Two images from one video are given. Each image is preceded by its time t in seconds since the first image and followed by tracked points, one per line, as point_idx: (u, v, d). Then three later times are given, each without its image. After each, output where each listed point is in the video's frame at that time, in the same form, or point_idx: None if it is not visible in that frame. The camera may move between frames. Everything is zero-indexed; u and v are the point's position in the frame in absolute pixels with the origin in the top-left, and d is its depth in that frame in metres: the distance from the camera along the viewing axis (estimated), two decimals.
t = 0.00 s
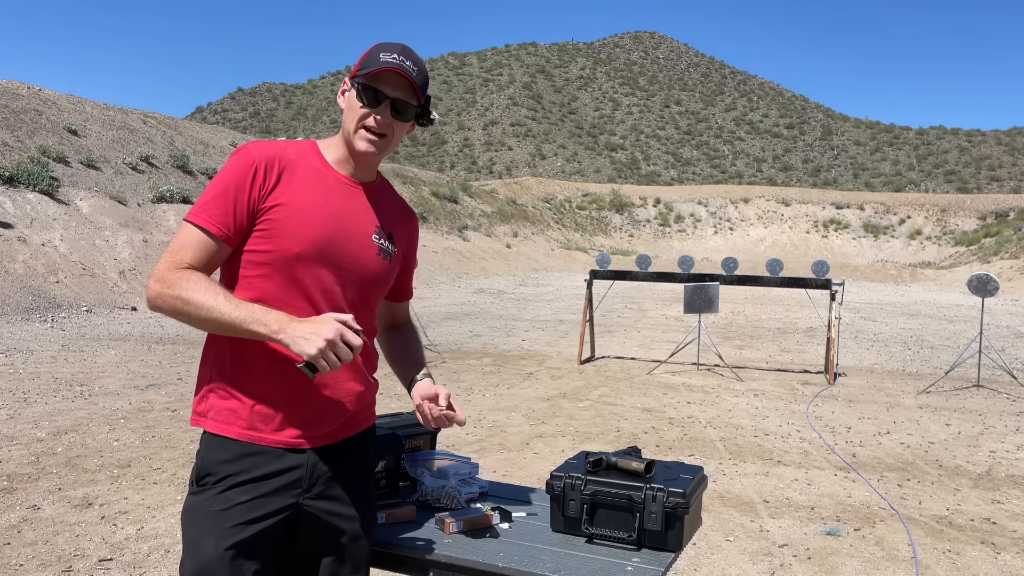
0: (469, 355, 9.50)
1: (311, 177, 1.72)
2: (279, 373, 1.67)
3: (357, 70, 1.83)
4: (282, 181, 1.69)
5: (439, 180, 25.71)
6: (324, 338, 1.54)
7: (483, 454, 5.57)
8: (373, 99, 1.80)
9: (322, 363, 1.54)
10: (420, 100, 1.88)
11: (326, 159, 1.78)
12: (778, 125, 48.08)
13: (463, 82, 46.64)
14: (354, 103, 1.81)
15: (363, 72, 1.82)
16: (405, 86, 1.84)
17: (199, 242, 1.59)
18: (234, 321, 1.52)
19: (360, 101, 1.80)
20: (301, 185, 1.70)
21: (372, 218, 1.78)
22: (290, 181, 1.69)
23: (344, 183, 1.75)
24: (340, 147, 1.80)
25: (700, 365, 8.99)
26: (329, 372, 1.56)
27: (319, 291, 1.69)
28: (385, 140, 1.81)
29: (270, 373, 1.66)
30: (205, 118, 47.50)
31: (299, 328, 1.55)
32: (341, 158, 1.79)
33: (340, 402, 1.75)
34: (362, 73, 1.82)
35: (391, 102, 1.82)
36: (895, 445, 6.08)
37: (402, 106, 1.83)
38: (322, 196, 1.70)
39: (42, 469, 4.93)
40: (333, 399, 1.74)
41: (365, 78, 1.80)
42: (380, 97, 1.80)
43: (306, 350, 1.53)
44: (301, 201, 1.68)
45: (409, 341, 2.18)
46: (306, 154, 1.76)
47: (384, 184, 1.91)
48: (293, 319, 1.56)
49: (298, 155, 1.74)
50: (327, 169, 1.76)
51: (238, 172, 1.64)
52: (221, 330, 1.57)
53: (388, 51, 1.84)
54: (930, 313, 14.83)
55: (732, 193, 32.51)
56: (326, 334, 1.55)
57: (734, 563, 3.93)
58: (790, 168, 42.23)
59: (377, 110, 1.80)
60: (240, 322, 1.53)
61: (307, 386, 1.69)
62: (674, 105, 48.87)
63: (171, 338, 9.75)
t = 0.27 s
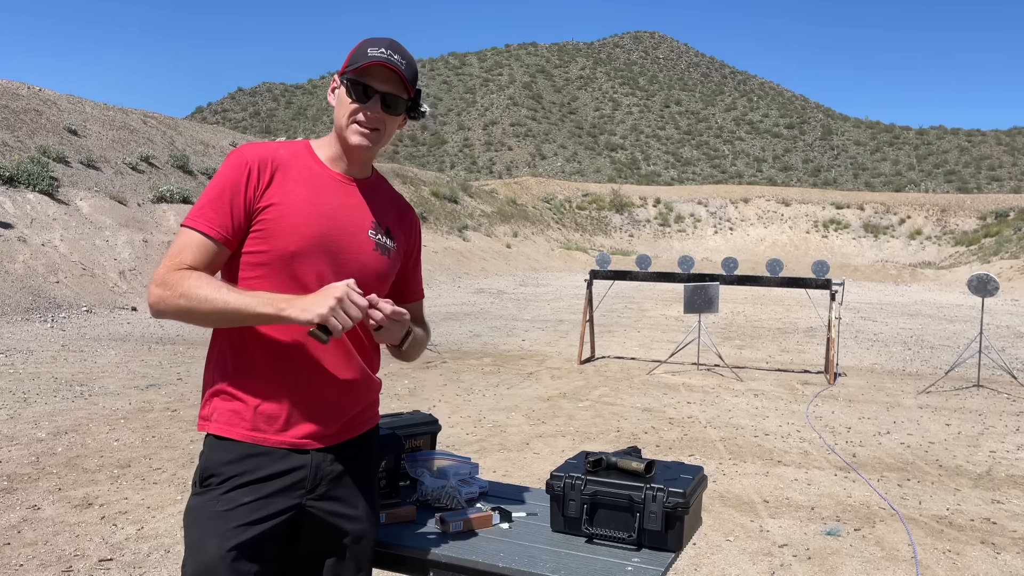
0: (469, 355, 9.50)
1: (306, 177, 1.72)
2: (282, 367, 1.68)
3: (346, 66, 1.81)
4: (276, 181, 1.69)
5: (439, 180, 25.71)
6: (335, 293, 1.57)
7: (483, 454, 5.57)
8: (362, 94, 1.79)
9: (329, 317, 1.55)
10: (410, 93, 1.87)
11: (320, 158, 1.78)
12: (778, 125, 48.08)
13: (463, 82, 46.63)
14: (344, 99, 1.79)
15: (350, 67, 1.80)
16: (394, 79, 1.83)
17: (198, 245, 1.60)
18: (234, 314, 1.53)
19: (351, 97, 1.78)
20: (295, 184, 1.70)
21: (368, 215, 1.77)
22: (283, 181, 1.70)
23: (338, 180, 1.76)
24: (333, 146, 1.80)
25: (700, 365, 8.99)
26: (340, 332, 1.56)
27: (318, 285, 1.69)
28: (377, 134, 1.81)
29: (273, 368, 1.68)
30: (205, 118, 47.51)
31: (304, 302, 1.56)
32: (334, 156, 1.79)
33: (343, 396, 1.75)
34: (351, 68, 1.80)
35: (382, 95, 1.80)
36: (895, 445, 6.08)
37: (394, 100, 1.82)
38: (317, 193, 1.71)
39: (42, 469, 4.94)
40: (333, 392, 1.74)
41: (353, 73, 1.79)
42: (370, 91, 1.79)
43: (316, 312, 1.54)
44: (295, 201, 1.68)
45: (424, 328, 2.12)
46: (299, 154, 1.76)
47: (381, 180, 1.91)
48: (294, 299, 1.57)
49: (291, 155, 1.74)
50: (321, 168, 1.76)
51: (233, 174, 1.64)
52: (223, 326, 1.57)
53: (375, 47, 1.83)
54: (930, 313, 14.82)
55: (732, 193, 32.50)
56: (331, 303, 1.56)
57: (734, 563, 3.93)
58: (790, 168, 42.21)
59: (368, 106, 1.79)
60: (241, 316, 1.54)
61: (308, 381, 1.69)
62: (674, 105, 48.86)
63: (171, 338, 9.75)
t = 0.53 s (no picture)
0: (469, 355, 9.50)
1: (301, 175, 1.72)
2: (279, 364, 1.69)
3: (341, 63, 1.80)
4: (271, 180, 1.69)
5: (439, 180, 25.72)
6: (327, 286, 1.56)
7: (483, 454, 5.57)
8: (358, 92, 1.78)
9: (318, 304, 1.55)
10: (406, 91, 1.86)
11: (316, 156, 1.78)
12: (778, 125, 48.08)
13: (463, 82, 46.63)
14: (340, 97, 1.79)
15: (345, 65, 1.79)
16: (389, 76, 1.82)
17: (195, 245, 1.60)
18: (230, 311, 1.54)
19: (346, 95, 1.78)
20: (291, 183, 1.70)
21: (366, 213, 1.77)
22: (279, 179, 1.70)
23: (333, 179, 1.75)
24: (328, 143, 1.80)
25: (700, 365, 9.00)
26: (332, 324, 1.56)
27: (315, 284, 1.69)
28: (372, 131, 1.80)
29: (271, 365, 1.69)
30: (205, 118, 47.53)
31: (298, 294, 1.57)
32: (329, 155, 1.79)
33: (343, 395, 1.75)
34: (345, 66, 1.79)
35: (377, 92, 1.80)
36: (895, 445, 6.09)
37: (389, 97, 1.81)
38: (311, 192, 1.70)
39: (42, 469, 4.94)
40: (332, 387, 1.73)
41: (348, 71, 1.78)
42: (365, 89, 1.78)
43: (309, 302, 1.54)
44: (291, 200, 1.68)
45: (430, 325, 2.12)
46: (295, 153, 1.76)
47: (380, 177, 1.91)
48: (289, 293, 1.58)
49: (287, 156, 1.74)
50: (317, 166, 1.76)
51: (228, 173, 1.65)
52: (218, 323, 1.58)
53: (369, 45, 1.82)
54: (930, 313, 14.83)
55: (732, 193, 32.51)
56: (323, 295, 1.56)
57: (734, 563, 3.93)
58: (790, 167, 42.22)
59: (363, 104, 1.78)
60: (238, 313, 1.55)
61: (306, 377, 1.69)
62: (674, 105, 48.87)
63: (171, 338, 9.75)
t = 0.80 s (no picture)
0: (469, 355, 9.49)
1: (301, 174, 1.72)
2: (280, 365, 1.68)
3: (354, 68, 1.77)
4: (271, 180, 1.69)
5: (439, 180, 25.70)
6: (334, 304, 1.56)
7: (483, 453, 5.57)
8: (376, 103, 1.77)
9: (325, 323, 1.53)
10: (417, 101, 1.87)
11: (314, 155, 1.78)
12: (778, 125, 48.07)
13: (463, 82, 46.63)
14: (351, 102, 1.77)
15: (363, 73, 1.77)
16: (403, 88, 1.82)
17: (193, 243, 1.59)
18: (232, 312, 1.53)
19: (358, 102, 1.76)
20: (290, 183, 1.70)
21: (365, 211, 1.77)
22: (279, 179, 1.70)
23: (332, 178, 1.75)
24: (331, 144, 1.79)
25: (700, 365, 8.99)
26: (333, 341, 1.57)
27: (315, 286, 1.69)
28: (381, 140, 1.80)
29: (271, 366, 1.68)
30: (205, 118, 47.52)
31: (299, 307, 1.57)
32: (329, 155, 1.79)
33: (343, 396, 1.75)
34: (359, 73, 1.77)
35: (391, 104, 1.79)
36: (895, 445, 6.08)
37: (401, 109, 1.81)
38: (311, 191, 1.70)
39: (42, 469, 4.93)
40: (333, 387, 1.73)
41: (369, 82, 1.76)
42: (381, 100, 1.77)
43: (311, 319, 1.55)
44: (291, 200, 1.68)
45: (426, 320, 2.13)
46: (293, 152, 1.75)
47: (377, 176, 1.91)
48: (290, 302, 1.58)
49: (286, 154, 1.73)
50: (315, 165, 1.76)
51: (227, 173, 1.64)
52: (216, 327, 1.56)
53: (387, 53, 1.80)
54: (930, 313, 14.82)
55: (732, 193, 32.49)
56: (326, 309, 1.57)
57: (734, 563, 3.93)
58: (790, 167, 42.21)
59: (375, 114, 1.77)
60: (239, 314, 1.54)
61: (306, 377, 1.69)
62: (674, 105, 48.86)
63: (171, 338, 9.75)
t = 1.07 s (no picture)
0: (469, 355, 9.49)
1: (306, 177, 1.72)
2: (286, 371, 1.67)
3: (408, 103, 1.79)
4: (278, 183, 1.68)
5: (438, 180, 25.69)
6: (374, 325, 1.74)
7: (483, 454, 5.57)
8: (416, 139, 1.83)
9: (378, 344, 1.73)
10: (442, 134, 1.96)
11: (318, 158, 1.78)
12: (778, 125, 48.06)
13: (463, 82, 46.63)
14: (395, 134, 1.80)
15: (414, 107, 1.80)
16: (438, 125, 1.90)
17: (202, 246, 1.56)
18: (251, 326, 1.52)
19: (403, 137, 1.81)
20: (297, 187, 1.70)
21: (367, 216, 1.79)
22: (286, 182, 1.69)
23: (335, 182, 1.76)
24: (350, 154, 1.79)
25: (700, 365, 8.98)
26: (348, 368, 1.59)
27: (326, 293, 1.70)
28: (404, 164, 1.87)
29: (278, 371, 1.67)
30: (205, 118, 47.51)
31: (320, 330, 1.59)
32: (335, 159, 1.79)
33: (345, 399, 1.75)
34: (416, 112, 1.80)
35: (429, 144, 1.86)
36: (895, 445, 6.08)
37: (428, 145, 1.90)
38: (316, 194, 1.70)
39: (42, 469, 4.93)
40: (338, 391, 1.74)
41: (420, 121, 1.80)
42: (422, 139, 1.83)
43: (336, 349, 1.57)
44: (299, 203, 1.68)
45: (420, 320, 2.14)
46: (297, 154, 1.75)
47: (374, 182, 1.92)
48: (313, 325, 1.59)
49: (291, 157, 1.73)
50: (319, 169, 1.76)
51: (235, 175, 1.62)
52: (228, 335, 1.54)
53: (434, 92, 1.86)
54: (930, 313, 14.81)
55: (732, 193, 32.47)
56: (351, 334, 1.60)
57: (734, 563, 3.93)
58: (790, 167, 42.19)
59: (412, 149, 1.85)
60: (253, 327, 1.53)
61: (313, 384, 1.69)
62: (674, 105, 48.84)
63: (171, 338, 9.74)
